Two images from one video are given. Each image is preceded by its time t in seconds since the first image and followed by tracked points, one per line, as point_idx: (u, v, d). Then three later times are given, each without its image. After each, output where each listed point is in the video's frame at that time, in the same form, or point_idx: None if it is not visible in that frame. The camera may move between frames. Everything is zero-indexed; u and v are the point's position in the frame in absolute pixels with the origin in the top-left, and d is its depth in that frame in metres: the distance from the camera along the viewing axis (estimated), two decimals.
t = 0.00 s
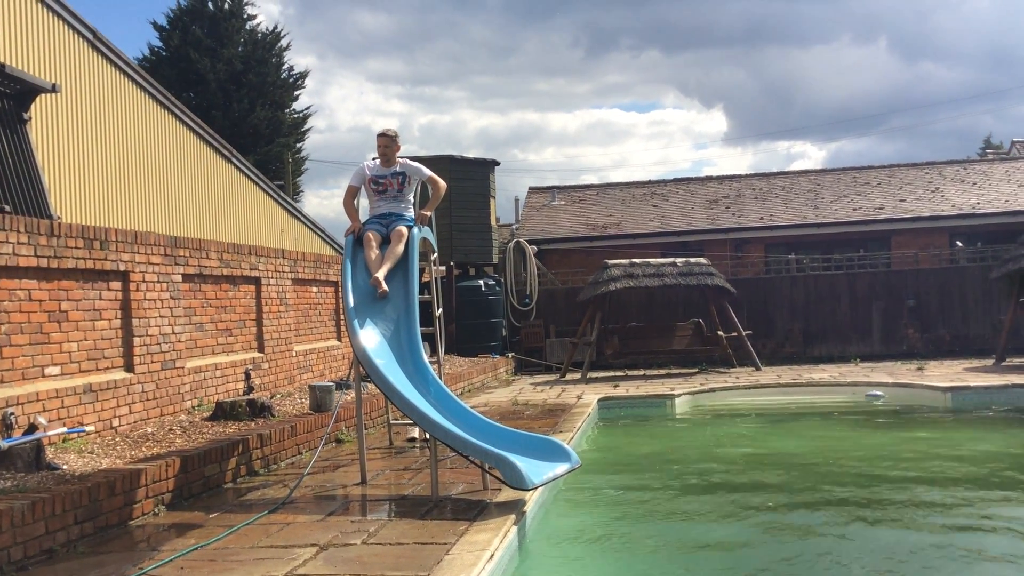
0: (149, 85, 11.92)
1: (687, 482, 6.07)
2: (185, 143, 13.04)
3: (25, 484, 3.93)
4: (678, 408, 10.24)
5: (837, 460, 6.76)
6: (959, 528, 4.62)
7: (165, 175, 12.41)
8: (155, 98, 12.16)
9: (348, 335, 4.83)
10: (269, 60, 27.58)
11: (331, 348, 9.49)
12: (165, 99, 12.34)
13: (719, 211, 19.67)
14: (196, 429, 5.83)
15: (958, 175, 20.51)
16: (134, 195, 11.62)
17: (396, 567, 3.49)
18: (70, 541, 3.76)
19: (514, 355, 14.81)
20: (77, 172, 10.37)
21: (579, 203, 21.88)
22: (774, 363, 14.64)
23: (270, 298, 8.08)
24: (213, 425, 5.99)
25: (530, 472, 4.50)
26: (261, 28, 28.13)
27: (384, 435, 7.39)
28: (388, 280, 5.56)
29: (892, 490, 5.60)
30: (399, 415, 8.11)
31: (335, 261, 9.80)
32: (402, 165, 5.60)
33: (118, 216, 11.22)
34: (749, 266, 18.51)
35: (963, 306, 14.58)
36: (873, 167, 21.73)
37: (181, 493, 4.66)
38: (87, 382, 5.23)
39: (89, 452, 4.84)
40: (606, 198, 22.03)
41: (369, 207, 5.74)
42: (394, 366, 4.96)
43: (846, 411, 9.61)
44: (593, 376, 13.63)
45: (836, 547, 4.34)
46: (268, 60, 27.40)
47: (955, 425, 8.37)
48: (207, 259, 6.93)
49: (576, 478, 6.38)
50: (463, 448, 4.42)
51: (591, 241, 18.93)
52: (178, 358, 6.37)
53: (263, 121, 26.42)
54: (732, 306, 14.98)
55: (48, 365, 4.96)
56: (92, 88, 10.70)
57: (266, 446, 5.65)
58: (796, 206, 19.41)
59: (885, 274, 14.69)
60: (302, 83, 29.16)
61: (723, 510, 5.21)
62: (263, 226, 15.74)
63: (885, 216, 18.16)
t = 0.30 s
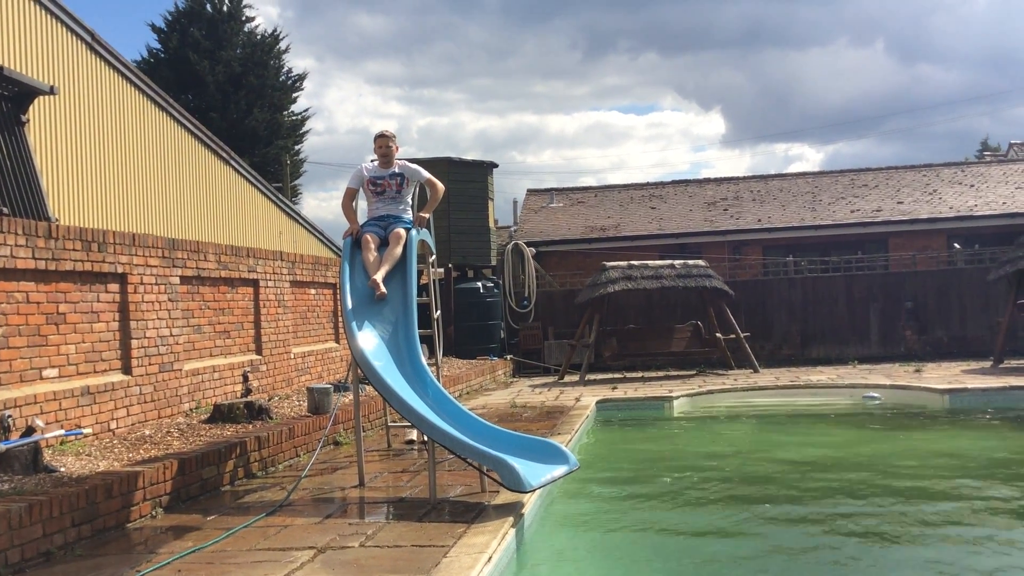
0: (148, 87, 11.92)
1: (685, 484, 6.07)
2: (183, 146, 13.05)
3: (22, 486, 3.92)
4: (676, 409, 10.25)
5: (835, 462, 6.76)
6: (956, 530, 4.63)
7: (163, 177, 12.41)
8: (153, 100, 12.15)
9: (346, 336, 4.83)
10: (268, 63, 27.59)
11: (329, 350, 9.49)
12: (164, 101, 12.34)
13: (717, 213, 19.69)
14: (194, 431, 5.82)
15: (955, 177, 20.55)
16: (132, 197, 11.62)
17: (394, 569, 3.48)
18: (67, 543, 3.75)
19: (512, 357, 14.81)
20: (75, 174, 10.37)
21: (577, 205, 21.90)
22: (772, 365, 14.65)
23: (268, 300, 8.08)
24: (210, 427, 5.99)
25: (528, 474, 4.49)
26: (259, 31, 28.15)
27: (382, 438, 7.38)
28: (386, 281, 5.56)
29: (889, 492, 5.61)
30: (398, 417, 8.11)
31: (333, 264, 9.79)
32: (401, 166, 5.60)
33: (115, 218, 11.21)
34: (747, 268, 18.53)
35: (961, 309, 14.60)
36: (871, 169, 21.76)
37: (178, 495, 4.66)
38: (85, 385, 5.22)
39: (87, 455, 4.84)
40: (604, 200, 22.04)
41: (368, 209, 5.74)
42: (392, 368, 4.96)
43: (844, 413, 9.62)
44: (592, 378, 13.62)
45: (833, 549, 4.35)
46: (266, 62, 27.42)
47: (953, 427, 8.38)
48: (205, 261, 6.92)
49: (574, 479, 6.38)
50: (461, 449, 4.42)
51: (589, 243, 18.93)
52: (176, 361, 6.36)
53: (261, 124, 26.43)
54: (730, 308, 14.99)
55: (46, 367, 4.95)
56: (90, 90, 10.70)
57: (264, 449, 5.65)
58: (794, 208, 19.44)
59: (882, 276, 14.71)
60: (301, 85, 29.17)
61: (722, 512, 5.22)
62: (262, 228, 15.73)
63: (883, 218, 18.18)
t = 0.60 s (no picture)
0: (144, 90, 11.92)
1: (682, 487, 6.08)
2: (179, 149, 13.05)
3: (18, 490, 3.91)
4: (673, 412, 10.26)
5: (831, 465, 6.77)
6: (951, 532, 4.64)
7: (159, 180, 12.41)
8: (149, 103, 12.14)
9: (342, 340, 4.82)
10: (264, 66, 27.58)
11: (325, 353, 9.48)
12: (160, 105, 12.33)
13: (714, 216, 19.72)
14: (190, 434, 5.82)
15: (951, 180, 20.61)
16: (128, 199, 11.61)
17: (391, 573, 3.48)
18: (63, 547, 3.75)
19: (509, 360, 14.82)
20: (71, 177, 10.35)
21: (573, 208, 21.92)
22: (768, 368, 14.67)
23: (264, 303, 8.08)
24: (206, 431, 5.98)
25: (524, 477, 4.50)
26: (256, 34, 28.15)
27: (379, 441, 7.38)
28: (383, 284, 5.56)
29: (884, 494, 5.63)
30: (394, 420, 8.11)
31: (330, 267, 9.79)
32: (397, 169, 5.61)
33: (111, 221, 11.18)
34: (743, 271, 18.56)
35: (956, 311, 14.64)
36: (867, 172, 21.82)
37: (175, 499, 4.65)
38: (81, 388, 5.22)
39: (83, 458, 4.83)
40: (601, 203, 22.06)
41: (363, 212, 5.74)
42: (389, 371, 4.97)
43: (840, 416, 9.65)
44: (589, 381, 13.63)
45: (828, 552, 4.36)
46: (263, 65, 27.42)
47: (949, 429, 8.40)
48: (201, 265, 6.92)
49: (570, 483, 6.38)
50: (458, 453, 4.42)
51: (585, 246, 18.95)
52: (171, 364, 6.35)
53: (257, 126, 26.42)
54: (727, 311, 15.01)
55: (41, 370, 4.95)
56: (86, 93, 10.69)
57: (261, 452, 5.65)
58: (790, 211, 19.48)
59: (878, 279, 14.74)
60: (296, 88, 29.17)
61: (720, 514, 5.23)
62: (258, 231, 15.73)
63: (879, 220, 18.22)
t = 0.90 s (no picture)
0: (142, 92, 11.93)
1: (680, 489, 6.08)
2: (178, 151, 13.05)
3: (16, 493, 3.91)
4: (671, 414, 10.26)
5: (829, 467, 6.77)
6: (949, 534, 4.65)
7: (158, 183, 12.41)
8: (148, 105, 12.15)
9: (340, 342, 4.82)
10: (262, 68, 27.58)
11: (323, 355, 9.47)
12: (158, 107, 12.33)
13: (712, 218, 19.74)
14: (188, 437, 5.81)
15: (949, 183, 20.64)
16: (127, 201, 11.60)
17: None
18: (61, 549, 3.74)
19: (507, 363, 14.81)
20: (69, 179, 10.35)
21: (572, 210, 21.93)
22: (767, 370, 14.67)
23: (263, 306, 8.07)
24: (205, 433, 5.97)
25: (523, 480, 4.49)
26: (254, 36, 28.16)
27: (377, 443, 7.37)
28: (382, 287, 5.56)
29: (882, 496, 5.63)
30: (393, 422, 8.10)
31: (328, 269, 9.79)
32: (396, 171, 5.61)
33: (109, 223, 11.18)
34: (741, 274, 18.59)
35: (955, 314, 14.65)
36: (865, 174, 21.85)
37: (173, 501, 4.65)
38: (79, 390, 5.21)
39: (81, 461, 4.82)
40: (599, 205, 22.07)
41: (362, 214, 5.74)
42: (387, 373, 4.96)
43: (839, 418, 9.65)
44: (587, 383, 13.62)
45: (826, 554, 4.36)
46: (261, 67, 27.42)
47: (947, 432, 8.40)
48: (200, 267, 6.92)
49: (569, 485, 6.37)
50: (456, 455, 4.41)
51: (584, 248, 18.96)
52: (170, 366, 6.35)
53: (254, 128, 26.41)
54: (725, 313, 15.02)
55: (40, 373, 4.95)
56: (84, 95, 10.69)
57: (259, 454, 5.64)
58: (789, 214, 19.49)
59: (876, 281, 14.75)
60: (294, 90, 29.16)
61: (719, 517, 5.22)
62: (256, 234, 15.73)
63: (877, 222, 18.24)
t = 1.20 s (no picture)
0: (143, 96, 11.94)
1: (681, 492, 6.07)
2: (178, 155, 13.06)
3: (16, 496, 3.91)
4: (672, 417, 10.25)
5: (831, 470, 6.77)
6: (951, 537, 4.64)
7: (158, 186, 12.42)
8: (148, 108, 12.16)
9: (341, 345, 4.82)
10: (261, 71, 27.62)
11: (323, 358, 9.47)
12: (158, 110, 12.35)
13: (712, 221, 19.75)
14: (189, 440, 5.81)
15: (949, 185, 20.64)
16: (127, 204, 11.61)
17: None
18: (62, 553, 3.74)
19: (508, 365, 14.81)
20: (69, 182, 10.36)
21: (572, 213, 21.95)
22: (767, 373, 14.67)
23: (263, 309, 8.06)
24: (205, 436, 5.98)
25: (523, 483, 4.49)
26: (254, 39, 28.20)
27: (377, 446, 7.37)
28: (382, 290, 5.57)
29: (884, 499, 5.62)
30: (393, 425, 8.09)
31: (328, 272, 9.78)
32: (396, 175, 5.61)
33: (110, 227, 11.18)
34: (741, 277, 18.63)
35: (955, 316, 14.65)
36: (865, 177, 21.86)
37: (173, 505, 4.64)
38: (80, 394, 5.21)
39: (81, 464, 4.82)
40: (599, 208, 22.09)
41: (362, 217, 5.75)
42: (387, 376, 4.97)
43: (839, 421, 9.64)
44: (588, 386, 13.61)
45: (827, 556, 4.35)
46: (260, 70, 27.44)
47: (948, 434, 8.39)
48: (200, 270, 6.92)
49: (569, 487, 6.37)
50: (456, 458, 4.41)
51: (584, 251, 18.98)
52: (170, 369, 6.35)
53: (254, 131, 26.44)
54: (725, 316, 15.02)
55: (40, 376, 4.94)
56: (85, 98, 10.71)
57: (260, 457, 5.64)
58: (789, 216, 19.50)
59: (876, 284, 14.76)
60: (294, 93, 29.18)
61: (719, 519, 5.21)
62: (257, 237, 15.73)
63: (877, 225, 18.24)
